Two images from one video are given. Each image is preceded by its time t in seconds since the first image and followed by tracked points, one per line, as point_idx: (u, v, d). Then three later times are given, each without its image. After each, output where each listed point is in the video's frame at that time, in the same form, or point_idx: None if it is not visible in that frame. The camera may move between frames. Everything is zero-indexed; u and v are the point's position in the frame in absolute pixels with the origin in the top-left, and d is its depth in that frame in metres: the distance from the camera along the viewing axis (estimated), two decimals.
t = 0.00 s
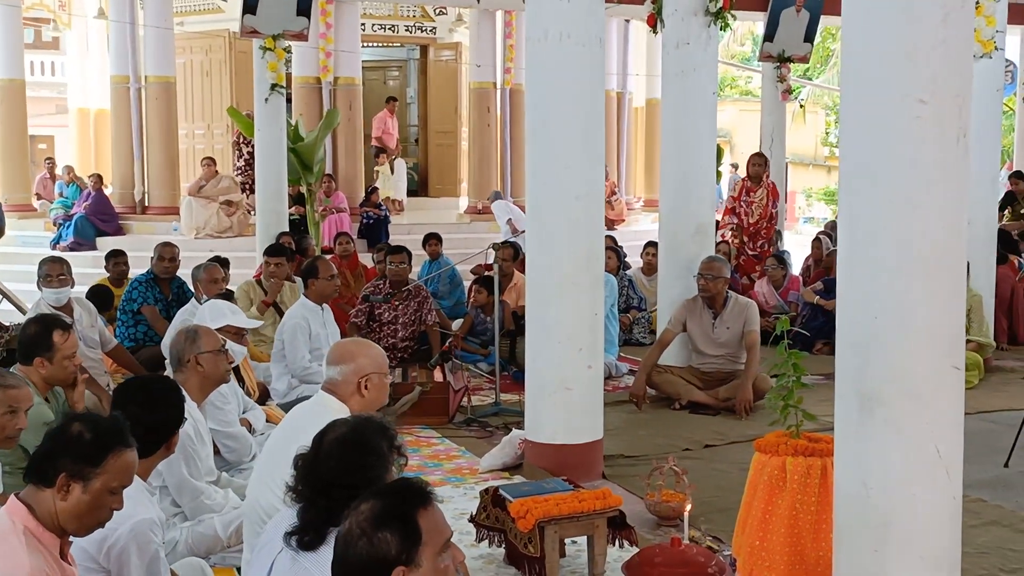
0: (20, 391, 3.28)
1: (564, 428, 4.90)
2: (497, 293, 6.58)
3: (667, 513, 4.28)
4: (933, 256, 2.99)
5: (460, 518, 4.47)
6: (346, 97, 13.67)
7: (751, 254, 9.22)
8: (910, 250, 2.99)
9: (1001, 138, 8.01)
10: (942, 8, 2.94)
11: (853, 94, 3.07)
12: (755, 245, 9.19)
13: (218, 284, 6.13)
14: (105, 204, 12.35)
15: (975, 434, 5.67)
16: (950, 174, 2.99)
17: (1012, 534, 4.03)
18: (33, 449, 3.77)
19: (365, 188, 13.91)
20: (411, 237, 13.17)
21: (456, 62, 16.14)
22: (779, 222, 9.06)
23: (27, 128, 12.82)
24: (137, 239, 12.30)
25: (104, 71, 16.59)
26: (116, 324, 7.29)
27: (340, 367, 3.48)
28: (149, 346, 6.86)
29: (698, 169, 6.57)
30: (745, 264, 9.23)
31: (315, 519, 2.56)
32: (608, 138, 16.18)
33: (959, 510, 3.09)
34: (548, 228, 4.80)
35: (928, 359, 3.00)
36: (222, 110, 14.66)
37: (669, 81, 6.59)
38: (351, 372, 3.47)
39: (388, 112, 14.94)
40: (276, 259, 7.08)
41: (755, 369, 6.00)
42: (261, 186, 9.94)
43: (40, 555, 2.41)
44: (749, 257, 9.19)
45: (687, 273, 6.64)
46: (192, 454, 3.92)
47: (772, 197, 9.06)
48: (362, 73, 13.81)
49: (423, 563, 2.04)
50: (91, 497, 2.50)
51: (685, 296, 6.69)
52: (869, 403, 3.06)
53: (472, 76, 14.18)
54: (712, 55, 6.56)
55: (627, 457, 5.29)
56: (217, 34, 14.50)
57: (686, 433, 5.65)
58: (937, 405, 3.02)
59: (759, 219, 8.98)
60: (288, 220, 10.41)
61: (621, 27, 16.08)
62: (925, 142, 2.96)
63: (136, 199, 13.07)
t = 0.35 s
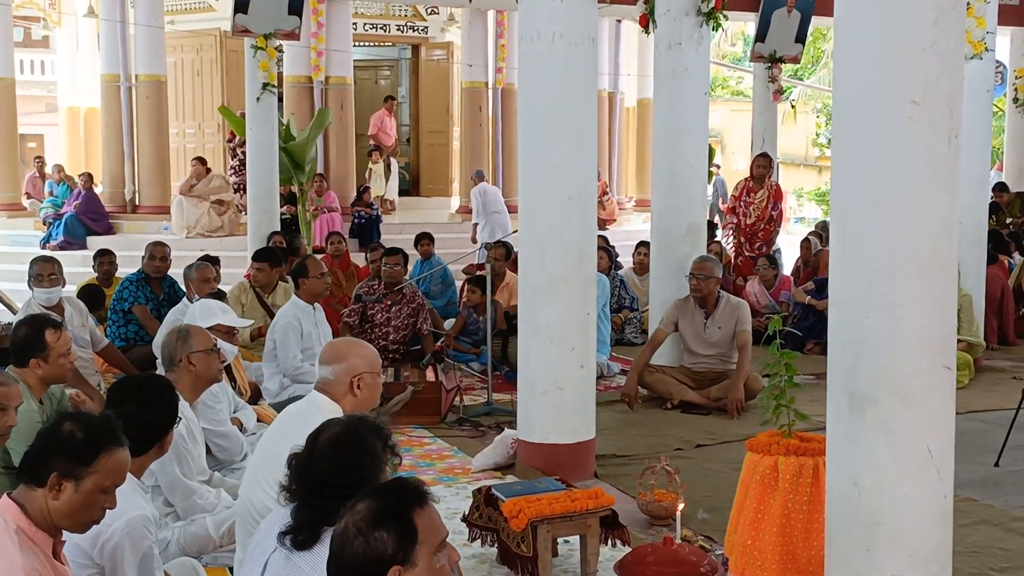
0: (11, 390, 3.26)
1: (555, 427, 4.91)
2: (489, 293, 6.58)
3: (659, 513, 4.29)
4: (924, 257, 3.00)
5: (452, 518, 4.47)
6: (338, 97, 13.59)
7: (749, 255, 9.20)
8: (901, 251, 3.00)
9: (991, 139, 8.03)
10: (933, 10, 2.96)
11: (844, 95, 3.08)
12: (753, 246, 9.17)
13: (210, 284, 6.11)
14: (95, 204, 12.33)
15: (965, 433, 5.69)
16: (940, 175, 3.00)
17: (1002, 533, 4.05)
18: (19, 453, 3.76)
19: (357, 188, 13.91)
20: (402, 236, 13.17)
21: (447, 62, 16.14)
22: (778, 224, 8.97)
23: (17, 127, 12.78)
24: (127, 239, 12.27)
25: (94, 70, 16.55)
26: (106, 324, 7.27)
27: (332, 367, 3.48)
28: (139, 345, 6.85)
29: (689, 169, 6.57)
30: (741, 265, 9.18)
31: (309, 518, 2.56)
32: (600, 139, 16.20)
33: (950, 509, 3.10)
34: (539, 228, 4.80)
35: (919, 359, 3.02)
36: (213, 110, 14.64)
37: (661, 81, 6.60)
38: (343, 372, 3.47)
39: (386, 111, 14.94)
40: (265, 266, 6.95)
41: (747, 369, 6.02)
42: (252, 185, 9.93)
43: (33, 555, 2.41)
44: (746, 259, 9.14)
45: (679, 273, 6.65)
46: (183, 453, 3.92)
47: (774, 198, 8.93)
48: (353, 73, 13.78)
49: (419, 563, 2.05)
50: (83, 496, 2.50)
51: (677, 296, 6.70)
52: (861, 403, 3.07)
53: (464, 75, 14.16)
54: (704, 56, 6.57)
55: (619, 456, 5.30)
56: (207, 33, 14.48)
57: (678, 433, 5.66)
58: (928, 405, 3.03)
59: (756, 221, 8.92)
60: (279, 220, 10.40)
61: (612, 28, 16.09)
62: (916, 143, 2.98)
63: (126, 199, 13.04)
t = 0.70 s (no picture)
0: None
1: (541, 428, 4.90)
2: (475, 293, 6.57)
3: (645, 514, 4.28)
4: (908, 259, 3.01)
5: (438, 519, 4.46)
6: (323, 97, 13.55)
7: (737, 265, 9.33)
8: (885, 253, 3.00)
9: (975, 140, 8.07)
10: (917, 12, 2.96)
11: (829, 97, 3.08)
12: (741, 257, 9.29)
13: (194, 285, 6.08)
14: (78, 203, 12.25)
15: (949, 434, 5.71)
16: (925, 177, 3.00)
17: (986, 533, 4.06)
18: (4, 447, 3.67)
19: (342, 188, 13.87)
20: (388, 236, 13.14)
21: (433, 62, 16.11)
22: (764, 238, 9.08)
23: None
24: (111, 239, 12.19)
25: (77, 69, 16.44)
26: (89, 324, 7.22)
27: (317, 369, 3.46)
28: (123, 346, 6.81)
29: (674, 169, 6.57)
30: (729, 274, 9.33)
31: (292, 520, 2.54)
32: (586, 139, 16.21)
33: (934, 510, 3.10)
34: (524, 228, 4.79)
35: (904, 361, 3.02)
36: (197, 110, 14.57)
37: (647, 82, 6.60)
38: (327, 374, 3.45)
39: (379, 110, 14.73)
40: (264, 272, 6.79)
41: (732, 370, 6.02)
42: (236, 185, 9.89)
43: (13, 558, 2.38)
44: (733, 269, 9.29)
45: (665, 273, 6.65)
46: (166, 454, 3.91)
47: (762, 209, 9.03)
48: (338, 72, 13.71)
49: (404, 565, 2.03)
50: (64, 499, 2.47)
51: (663, 297, 6.70)
52: (846, 405, 3.07)
53: (449, 76, 14.13)
54: (689, 57, 6.58)
55: (605, 457, 5.29)
56: (192, 32, 14.42)
57: (664, 434, 5.66)
58: (913, 406, 3.04)
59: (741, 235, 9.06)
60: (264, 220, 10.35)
61: (599, 28, 16.11)
62: (900, 145, 2.98)
63: (110, 198, 12.95)
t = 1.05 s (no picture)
0: None
1: (514, 429, 4.86)
2: (448, 293, 6.52)
3: (619, 515, 4.26)
4: (882, 258, 3.00)
5: (411, 521, 4.42)
6: (295, 95, 13.35)
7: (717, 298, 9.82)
8: (859, 252, 3.00)
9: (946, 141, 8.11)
10: (892, 12, 2.95)
11: (803, 98, 3.07)
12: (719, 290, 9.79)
13: (161, 285, 5.99)
14: (46, 202, 12.12)
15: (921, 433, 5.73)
16: (899, 177, 3.00)
17: (959, 533, 4.08)
18: None
19: (315, 188, 13.79)
20: (361, 235, 13.07)
21: (406, 61, 16.06)
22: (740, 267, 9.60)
23: None
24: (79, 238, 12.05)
25: (46, 66, 16.26)
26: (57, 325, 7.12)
27: (288, 370, 3.41)
28: (91, 346, 6.72)
29: (648, 169, 6.56)
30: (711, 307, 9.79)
31: (261, 524, 2.50)
32: (560, 139, 16.21)
33: (908, 511, 3.10)
34: (498, 227, 4.76)
35: (877, 362, 3.01)
36: (168, 107, 14.44)
37: (620, 82, 6.58)
38: (299, 375, 3.40)
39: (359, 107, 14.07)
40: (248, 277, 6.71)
41: (706, 369, 6.02)
42: (207, 183, 9.79)
43: None
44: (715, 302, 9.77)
45: (638, 273, 6.64)
46: (134, 457, 3.86)
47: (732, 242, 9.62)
48: (311, 70, 13.59)
49: (377, 571, 2.00)
50: (29, 504, 2.41)
51: (637, 297, 6.69)
52: (820, 406, 3.07)
53: (422, 74, 14.08)
54: (663, 56, 6.57)
55: (579, 458, 5.27)
56: (162, 29, 14.29)
57: (638, 434, 5.64)
58: (886, 407, 3.03)
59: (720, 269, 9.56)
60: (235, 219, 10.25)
61: (572, 27, 16.11)
62: (874, 145, 2.97)
63: (78, 197, 12.82)
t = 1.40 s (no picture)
0: None
1: (485, 430, 4.81)
2: (416, 292, 6.45)
3: (591, 516, 4.22)
4: (856, 256, 2.98)
5: (380, 524, 4.35)
6: (260, 92, 13.25)
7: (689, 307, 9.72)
8: (833, 251, 2.97)
9: (914, 140, 8.15)
10: (866, 9, 2.93)
11: (777, 95, 3.04)
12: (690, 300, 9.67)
13: (120, 286, 5.88)
14: (6, 200, 11.91)
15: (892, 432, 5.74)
16: (873, 177, 2.98)
17: (931, 532, 4.08)
18: None
19: (281, 186, 13.65)
20: (328, 234, 12.96)
21: (374, 58, 15.97)
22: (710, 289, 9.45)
23: None
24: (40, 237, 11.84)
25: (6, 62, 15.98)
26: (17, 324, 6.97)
27: (254, 372, 3.34)
28: (52, 347, 6.59)
29: (617, 168, 6.52)
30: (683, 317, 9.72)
31: (227, 530, 2.43)
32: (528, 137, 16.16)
33: (882, 511, 3.09)
34: (468, 226, 4.71)
35: (852, 361, 2.99)
36: (131, 104, 14.24)
37: (590, 80, 6.55)
38: (265, 377, 3.33)
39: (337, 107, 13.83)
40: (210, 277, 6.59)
41: (677, 369, 5.99)
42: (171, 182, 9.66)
43: None
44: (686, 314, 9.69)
45: (608, 272, 6.61)
46: (96, 460, 3.79)
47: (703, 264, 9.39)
48: (276, 67, 13.45)
49: None
50: None
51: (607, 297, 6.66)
52: (794, 406, 3.04)
53: (390, 72, 13.98)
54: (633, 54, 6.54)
55: (550, 459, 5.22)
56: (125, 25, 14.07)
57: (609, 434, 5.61)
58: (860, 407, 3.01)
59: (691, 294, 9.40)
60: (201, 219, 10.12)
61: (541, 26, 16.07)
62: (849, 143, 2.95)
63: (40, 195, 12.60)
